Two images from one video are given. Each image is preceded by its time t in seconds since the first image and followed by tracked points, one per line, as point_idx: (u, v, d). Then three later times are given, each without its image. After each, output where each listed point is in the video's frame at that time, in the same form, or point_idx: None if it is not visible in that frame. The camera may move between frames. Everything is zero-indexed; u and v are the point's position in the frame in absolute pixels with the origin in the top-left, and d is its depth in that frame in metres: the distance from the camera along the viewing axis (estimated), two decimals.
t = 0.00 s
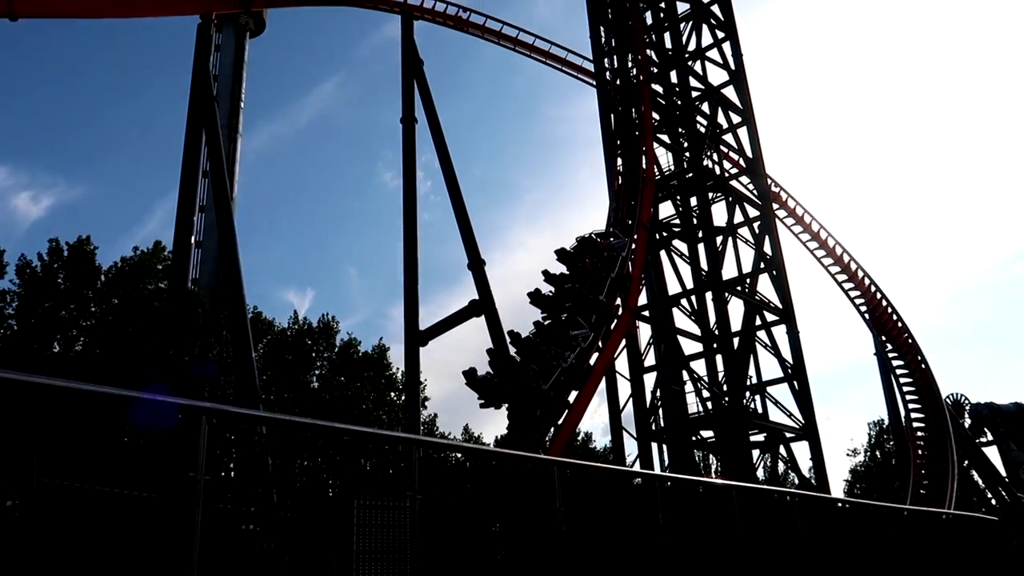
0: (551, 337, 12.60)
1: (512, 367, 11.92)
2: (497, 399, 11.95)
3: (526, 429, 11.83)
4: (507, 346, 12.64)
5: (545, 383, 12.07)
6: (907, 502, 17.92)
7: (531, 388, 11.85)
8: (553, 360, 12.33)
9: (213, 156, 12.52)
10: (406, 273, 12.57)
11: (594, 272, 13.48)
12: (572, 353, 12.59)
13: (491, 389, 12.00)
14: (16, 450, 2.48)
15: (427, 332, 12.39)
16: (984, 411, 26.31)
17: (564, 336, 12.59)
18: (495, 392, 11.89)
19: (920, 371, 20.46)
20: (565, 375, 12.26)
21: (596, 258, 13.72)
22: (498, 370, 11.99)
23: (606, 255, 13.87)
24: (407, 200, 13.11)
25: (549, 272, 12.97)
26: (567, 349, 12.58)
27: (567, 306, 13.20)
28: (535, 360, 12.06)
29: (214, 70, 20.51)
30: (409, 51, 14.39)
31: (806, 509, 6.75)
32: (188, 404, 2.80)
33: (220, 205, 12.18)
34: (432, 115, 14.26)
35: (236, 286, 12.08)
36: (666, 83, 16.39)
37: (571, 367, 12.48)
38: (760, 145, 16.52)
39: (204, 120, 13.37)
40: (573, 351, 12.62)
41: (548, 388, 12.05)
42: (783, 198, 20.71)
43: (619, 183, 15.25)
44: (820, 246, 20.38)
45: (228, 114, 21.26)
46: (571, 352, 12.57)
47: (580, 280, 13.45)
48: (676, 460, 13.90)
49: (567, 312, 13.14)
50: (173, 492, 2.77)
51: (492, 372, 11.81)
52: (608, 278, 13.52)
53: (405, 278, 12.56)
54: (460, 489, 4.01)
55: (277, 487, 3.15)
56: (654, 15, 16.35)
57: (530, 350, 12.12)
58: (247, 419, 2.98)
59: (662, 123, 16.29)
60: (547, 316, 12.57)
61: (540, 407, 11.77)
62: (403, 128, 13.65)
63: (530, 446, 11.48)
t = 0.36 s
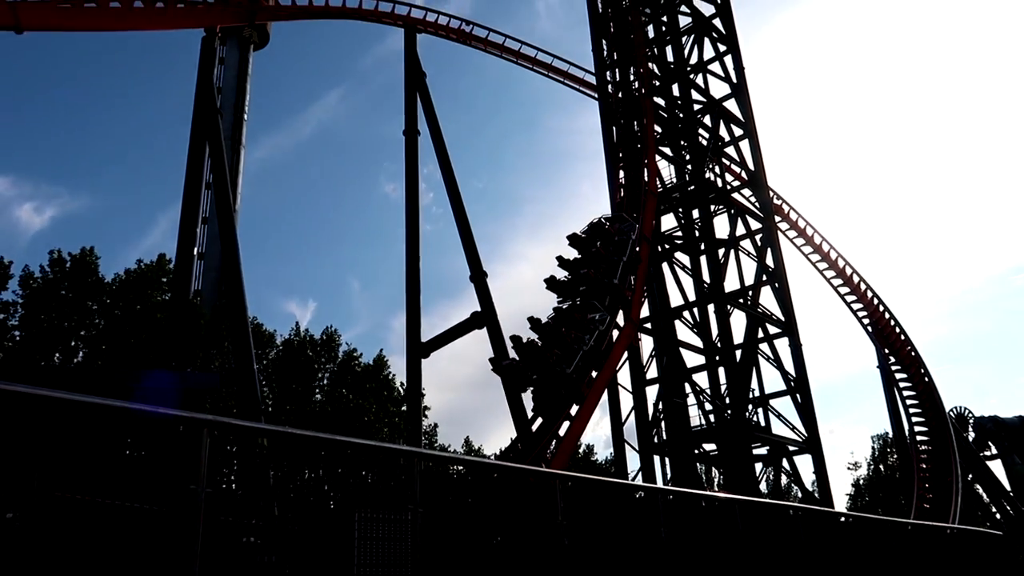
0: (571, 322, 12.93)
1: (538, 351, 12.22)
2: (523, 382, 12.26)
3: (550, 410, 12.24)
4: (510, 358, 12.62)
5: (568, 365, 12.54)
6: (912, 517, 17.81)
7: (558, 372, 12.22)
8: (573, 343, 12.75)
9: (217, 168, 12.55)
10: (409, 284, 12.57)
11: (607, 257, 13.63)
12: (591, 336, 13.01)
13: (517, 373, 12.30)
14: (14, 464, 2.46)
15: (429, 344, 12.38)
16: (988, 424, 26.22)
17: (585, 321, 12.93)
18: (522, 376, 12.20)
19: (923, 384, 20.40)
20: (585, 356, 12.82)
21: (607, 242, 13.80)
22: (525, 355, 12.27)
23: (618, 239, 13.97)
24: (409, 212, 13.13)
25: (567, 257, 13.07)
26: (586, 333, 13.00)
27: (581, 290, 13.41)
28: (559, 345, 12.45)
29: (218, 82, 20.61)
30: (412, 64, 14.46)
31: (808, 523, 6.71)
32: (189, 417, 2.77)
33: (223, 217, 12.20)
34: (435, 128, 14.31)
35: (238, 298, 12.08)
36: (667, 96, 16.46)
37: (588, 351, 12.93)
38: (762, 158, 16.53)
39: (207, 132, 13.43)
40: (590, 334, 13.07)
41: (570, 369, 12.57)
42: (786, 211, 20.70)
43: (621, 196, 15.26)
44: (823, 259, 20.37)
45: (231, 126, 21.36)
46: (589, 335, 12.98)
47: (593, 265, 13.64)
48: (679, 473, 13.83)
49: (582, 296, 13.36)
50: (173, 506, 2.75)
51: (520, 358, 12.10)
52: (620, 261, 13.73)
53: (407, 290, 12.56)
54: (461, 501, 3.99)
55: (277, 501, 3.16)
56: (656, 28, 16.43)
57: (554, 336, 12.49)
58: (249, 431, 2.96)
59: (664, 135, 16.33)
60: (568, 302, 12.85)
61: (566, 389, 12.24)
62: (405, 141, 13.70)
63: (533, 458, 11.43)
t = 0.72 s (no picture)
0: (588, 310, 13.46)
1: (559, 338, 12.78)
2: (545, 369, 12.82)
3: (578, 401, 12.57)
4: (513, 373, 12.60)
5: (588, 352, 13.00)
6: (917, 534, 17.68)
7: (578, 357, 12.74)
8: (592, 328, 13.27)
9: (221, 182, 12.62)
10: (411, 299, 12.59)
11: (617, 243, 14.50)
12: (608, 323, 13.51)
13: (539, 360, 12.86)
14: (14, 480, 2.47)
15: (432, 358, 12.38)
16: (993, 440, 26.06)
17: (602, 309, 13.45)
18: (543, 362, 12.76)
19: (928, 399, 20.30)
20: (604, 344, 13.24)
21: (617, 229, 14.93)
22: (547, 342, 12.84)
23: (626, 226, 15.04)
24: (413, 226, 13.18)
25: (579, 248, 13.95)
26: (603, 319, 13.47)
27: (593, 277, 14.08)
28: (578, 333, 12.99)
29: (223, 97, 20.74)
30: (416, 79, 14.56)
31: (814, 539, 6.66)
32: (193, 433, 2.77)
33: (227, 231, 12.24)
34: (439, 143, 14.39)
35: (241, 312, 12.10)
36: (670, 111, 16.52)
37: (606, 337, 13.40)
38: (765, 173, 16.56)
39: (213, 147, 13.52)
40: (607, 320, 13.53)
41: (591, 355, 13.04)
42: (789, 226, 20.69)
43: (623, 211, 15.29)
44: (827, 274, 20.36)
45: (236, 140, 21.50)
46: (606, 321, 13.50)
47: (606, 253, 14.50)
48: (682, 489, 13.77)
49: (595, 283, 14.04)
50: (176, 521, 2.76)
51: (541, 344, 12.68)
52: (631, 247, 14.45)
53: (410, 305, 12.57)
54: (463, 517, 3.98)
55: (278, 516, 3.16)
56: (659, 44, 16.52)
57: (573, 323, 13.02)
58: (253, 446, 2.96)
59: (667, 151, 16.38)
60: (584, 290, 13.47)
61: (586, 374, 12.72)
62: (409, 156, 13.77)
63: (536, 473, 11.38)
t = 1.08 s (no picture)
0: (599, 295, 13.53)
1: (573, 322, 12.92)
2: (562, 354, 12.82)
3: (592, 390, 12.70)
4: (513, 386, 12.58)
5: (602, 336, 13.13)
6: (920, 548, 17.59)
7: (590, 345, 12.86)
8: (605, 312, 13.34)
9: (222, 195, 12.65)
10: (411, 311, 12.59)
11: (623, 228, 14.68)
12: (619, 306, 13.60)
13: (556, 345, 12.82)
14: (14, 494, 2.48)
15: (432, 371, 12.36)
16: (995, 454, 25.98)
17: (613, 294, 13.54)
18: (560, 347, 12.75)
19: (929, 413, 20.25)
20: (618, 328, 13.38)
21: (620, 215, 14.96)
22: (562, 327, 12.88)
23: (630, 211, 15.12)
24: (413, 239, 13.19)
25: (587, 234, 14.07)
26: (614, 303, 13.55)
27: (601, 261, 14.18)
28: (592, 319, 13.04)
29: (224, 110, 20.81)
30: (417, 93, 14.62)
31: (816, 553, 6.62)
32: (194, 447, 2.78)
33: (227, 244, 12.25)
34: (439, 156, 14.43)
35: (241, 325, 12.07)
36: (670, 125, 16.58)
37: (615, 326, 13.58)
38: (764, 186, 16.59)
39: (213, 161, 13.55)
40: (619, 304, 13.63)
41: (605, 339, 13.20)
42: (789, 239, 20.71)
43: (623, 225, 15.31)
44: (827, 287, 20.37)
45: (237, 154, 21.58)
46: (617, 306, 13.56)
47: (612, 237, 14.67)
48: (683, 502, 13.71)
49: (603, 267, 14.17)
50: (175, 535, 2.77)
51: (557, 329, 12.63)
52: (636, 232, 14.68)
53: (410, 318, 12.56)
54: (462, 531, 3.95)
55: (277, 531, 3.16)
56: (658, 58, 16.60)
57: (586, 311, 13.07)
58: (252, 461, 2.97)
59: (667, 164, 16.42)
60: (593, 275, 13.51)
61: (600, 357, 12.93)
62: (409, 169, 13.80)
63: (536, 487, 11.34)
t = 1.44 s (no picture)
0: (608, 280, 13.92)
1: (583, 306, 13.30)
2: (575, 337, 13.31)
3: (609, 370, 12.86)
4: (513, 397, 12.54)
5: (616, 318, 13.35)
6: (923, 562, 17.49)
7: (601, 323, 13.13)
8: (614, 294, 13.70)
9: (223, 207, 12.67)
10: (412, 323, 12.58)
11: (628, 212, 15.00)
12: (628, 290, 13.85)
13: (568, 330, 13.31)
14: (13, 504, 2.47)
15: (432, 383, 12.33)
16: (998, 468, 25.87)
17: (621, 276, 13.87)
18: (573, 331, 13.24)
19: (930, 425, 20.19)
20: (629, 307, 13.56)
21: (624, 200, 15.28)
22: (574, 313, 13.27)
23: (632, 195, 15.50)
24: (414, 251, 13.20)
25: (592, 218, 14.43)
26: (622, 287, 13.85)
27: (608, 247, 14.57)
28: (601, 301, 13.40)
29: (224, 123, 20.86)
30: (418, 106, 14.68)
31: (819, 566, 6.57)
32: (195, 458, 2.77)
33: (228, 255, 12.24)
34: (440, 168, 14.46)
35: (241, 336, 12.05)
36: (670, 136, 16.62)
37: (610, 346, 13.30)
38: (765, 198, 16.61)
39: (214, 173, 13.58)
40: (627, 286, 13.90)
41: (620, 321, 13.36)
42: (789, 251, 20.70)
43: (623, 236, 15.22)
44: (827, 298, 20.35)
45: (238, 165, 21.67)
46: (626, 289, 13.82)
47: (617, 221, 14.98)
48: (684, 514, 13.64)
49: (611, 251, 14.58)
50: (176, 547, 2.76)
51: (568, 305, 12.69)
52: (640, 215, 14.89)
53: (411, 329, 12.55)
54: (461, 543, 3.93)
55: (275, 544, 3.15)
56: (658, 70, 16.67)
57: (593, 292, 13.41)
58: (253, 473, 2.95)
59: (667, 176, 16.42)
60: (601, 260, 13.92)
61: (614, 337, 13.17)
62: (410, 181, 13.83)
63: (537, 500, 11.28)
